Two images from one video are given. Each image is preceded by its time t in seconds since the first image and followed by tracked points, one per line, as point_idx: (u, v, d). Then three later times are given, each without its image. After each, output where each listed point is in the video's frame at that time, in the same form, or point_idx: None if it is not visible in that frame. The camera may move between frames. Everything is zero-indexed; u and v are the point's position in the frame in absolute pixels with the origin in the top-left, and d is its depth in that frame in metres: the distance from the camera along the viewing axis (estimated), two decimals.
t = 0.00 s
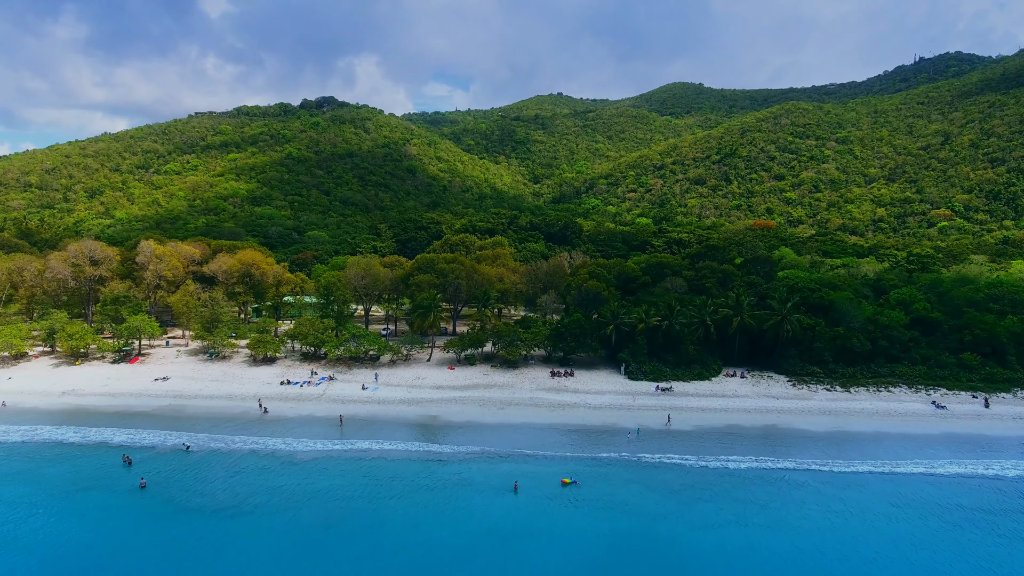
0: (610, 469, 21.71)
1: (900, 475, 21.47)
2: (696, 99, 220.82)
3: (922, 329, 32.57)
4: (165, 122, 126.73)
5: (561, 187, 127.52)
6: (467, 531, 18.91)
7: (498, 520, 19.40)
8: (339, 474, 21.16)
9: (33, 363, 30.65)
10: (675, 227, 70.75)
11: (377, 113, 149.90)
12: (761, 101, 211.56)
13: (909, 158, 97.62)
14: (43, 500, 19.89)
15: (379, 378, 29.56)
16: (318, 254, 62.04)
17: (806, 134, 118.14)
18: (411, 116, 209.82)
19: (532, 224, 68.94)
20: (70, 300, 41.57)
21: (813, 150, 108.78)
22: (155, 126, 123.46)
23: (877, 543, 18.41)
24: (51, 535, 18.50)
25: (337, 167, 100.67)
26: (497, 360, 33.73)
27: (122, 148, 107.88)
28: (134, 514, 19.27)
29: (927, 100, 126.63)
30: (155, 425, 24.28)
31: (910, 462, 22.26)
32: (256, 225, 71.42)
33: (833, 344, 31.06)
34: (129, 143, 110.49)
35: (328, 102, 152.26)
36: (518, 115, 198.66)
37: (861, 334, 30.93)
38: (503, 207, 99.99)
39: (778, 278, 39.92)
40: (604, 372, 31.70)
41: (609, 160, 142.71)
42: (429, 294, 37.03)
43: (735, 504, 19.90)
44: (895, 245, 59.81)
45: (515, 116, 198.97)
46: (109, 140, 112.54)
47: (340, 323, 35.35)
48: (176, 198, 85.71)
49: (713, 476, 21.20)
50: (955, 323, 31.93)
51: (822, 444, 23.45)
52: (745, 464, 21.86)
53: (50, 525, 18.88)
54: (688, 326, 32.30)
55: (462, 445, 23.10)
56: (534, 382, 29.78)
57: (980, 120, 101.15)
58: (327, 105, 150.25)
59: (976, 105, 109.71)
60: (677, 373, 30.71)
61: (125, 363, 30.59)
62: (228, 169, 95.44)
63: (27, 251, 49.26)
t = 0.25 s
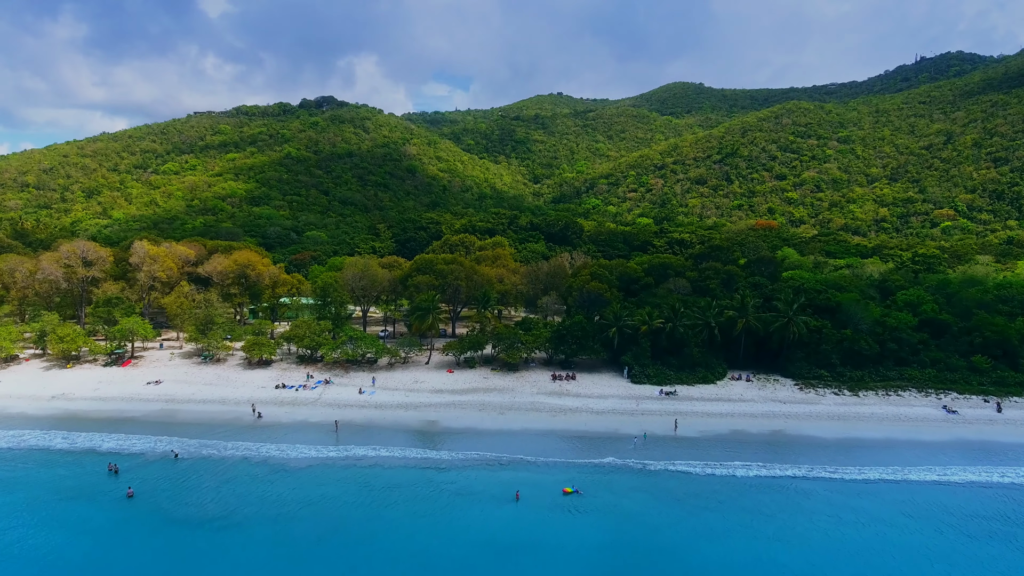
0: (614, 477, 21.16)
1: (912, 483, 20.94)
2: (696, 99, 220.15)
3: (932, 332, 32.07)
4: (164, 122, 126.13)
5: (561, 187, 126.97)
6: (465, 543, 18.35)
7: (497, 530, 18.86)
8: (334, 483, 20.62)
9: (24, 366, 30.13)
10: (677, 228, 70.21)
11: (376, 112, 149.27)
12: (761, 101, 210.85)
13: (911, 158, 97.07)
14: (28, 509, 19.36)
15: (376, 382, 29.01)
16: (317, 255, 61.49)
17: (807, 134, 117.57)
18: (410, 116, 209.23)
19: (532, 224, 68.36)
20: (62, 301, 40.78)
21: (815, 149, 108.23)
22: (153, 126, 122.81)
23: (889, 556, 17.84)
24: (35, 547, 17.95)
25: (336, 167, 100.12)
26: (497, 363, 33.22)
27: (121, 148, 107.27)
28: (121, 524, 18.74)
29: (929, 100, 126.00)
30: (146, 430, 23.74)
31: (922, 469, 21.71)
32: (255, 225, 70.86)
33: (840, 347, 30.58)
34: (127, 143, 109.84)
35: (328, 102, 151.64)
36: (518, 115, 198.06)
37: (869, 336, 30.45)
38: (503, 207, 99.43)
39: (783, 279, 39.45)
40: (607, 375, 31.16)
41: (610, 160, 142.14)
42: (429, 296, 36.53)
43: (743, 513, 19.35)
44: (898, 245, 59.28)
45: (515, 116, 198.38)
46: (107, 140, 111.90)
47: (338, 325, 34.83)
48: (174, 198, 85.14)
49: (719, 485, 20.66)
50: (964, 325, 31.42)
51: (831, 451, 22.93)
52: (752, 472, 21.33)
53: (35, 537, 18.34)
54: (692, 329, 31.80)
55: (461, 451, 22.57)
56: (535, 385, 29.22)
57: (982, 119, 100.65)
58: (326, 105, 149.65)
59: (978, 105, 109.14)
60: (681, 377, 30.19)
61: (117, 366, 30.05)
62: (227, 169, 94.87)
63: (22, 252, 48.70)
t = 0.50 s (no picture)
0: (618, 485, 20.66)
1: (925, 492, 20.41)
2: (696, 99, 219.40)
3: (941, 334, 31.69)
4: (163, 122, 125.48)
5: (561, 187, 126.38)
6: (464, 556, 17.81)
7: (497, 543, 18.30)
8: (331, 492, 20.10)
9: (13, 369, 29.64)
10: (678, 228, 69.62)
11: (376, 112, 148.60)
12: (762, 101, 210.06)
13: (914, 157, 96.43)
14: (14, 519, 18.83)
15: (374, 386, 28.46)
16: (315, 255, 60.92)
17: (808, 134, 117.00)
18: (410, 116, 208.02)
19: (533, 224, 67.77)
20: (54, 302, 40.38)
21: (816, 149, 107.65)
22: (152, 125, 122.15)
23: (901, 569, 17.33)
24: (18, 560, 17.37)
25: (335, 166, 99.55)
26: (496, 364, 32.67)
27: (119, 147, 106.69)
28: (110, 534, 18.22)
29: (931, 99, 125.26)
30: (136, 437, 23.18)
31: (935, 477, 21.18)
32: (253, 224, 70.31)
33: (848, 350, 30.04)
34: (125, 143, 109.20)
35: (327, 101, 150.99)
36: (518, 115, 197.38)
37: (878, 339, 29.92)
38: (503, 208, 98.84)
39: (788, 280, 38.93)
40: (609, 379, 30.59)
41: (610, 160, 141.56)
42: (427, 297, 35.97)
43: (751, 523, 18.81)
44: (902, 245, 58.69)
45: (515, 116, 197.73)
46: (105, 140, 111.25)
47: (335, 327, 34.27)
48: (172, 198, 84.55)
49: (726, 494, 20.12)
50: (974, 327, 30.88)
51: (842, 458, 22.40)
52: (760, 480, 20.82)
53: (20, 548, 17.81)
54: (696, 331, 31.25)
55: (461, 458, 22.06)
56: (536, 390, 28.66)
57: (985, 119, 100.00)
58: (325, 105, 149.05)
59: (981, 104, 108.35)
60: (686, 380, 29.63)
61: (108, 370, 29.49)
62: (225, 169, 94.29)
63: (17, 252, 48.17)
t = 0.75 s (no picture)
0: (623, 495, 20.15)
1: (937, 502, 19.91)
2: (697, 98, 218.71)
3: (951, 337, 31.19)
4: (161, 121, 124.85)
5: (562, 187, 125.78)
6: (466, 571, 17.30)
7: (499, 557, 17.78)
8: (328, 502, 19.58)
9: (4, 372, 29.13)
10: (680, 228, 69.02)
11: (375, 112, 147.96)
12: (762, 100, 209.40)
13: (916, 156, 95.83)
14: None
15: (371, 390, 27.95)
16: (313, 255, 60.35)
17: (810, 133, 116.43)
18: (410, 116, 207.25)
19: (533, 225, 67.21)
20: (46, 305, 39.86)
21: (818, 148, 107.05)
22: (150, 125, 121.49)
23: None
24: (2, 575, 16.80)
25: (334, 166, 98.96)
26: (496, 367, 32.18)
27: (117, 147, 106.09)
28: (97, 548, 17.65)
29: (933, 98, 124.64)
30: (127, 444, 22.65)
31: (948, 487, 20.68)
32: (251, 224, 69.71)
33: (856, 353, 29.56)
34: (123, 142, 108.57)
35: (326, 101, 150.35)
36: (518, 115, 196.68)
37: (886, 342, 29.42)
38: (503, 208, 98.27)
39: (793, 280, 38.41)
40: (612, 383, 30.07)
41: (611, 159, 140.94)
42: (427, 299, 35.48)
43: (760, 534, 18.28)
44: (907, 245, 58.11)
45: (515, 115, 197.05)
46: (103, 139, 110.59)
47: (332, 329, 33.76)
48: (170, 198, 83.95)
49: (734, 504, 19.61)
50: (985, 330, 30.37)
51: (853, 467, 21.89)
52: (769, 490, 20.31)
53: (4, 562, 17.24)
54: (701, 334, 30.74)
55: (462, 466, 21.55)
56: (537, 394, 28.14)
57: (988, 118, 99.42)
58: (325, 105, 148.41)
59: (984, 103, 107.72)
60: (690, 384, 29.11)
61: (100, 374, 28.99)
62: (224, 168, 93.70)
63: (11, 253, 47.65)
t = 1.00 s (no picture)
0: (629, 505, 19.65)
1: (954, 514, 19.38)
2: (698, 98, 217.97)
3: (963, 341, 30.63)
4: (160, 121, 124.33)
5: (563, 188, 125.18)
6: None
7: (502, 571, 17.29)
8: (324, 514, 19.10)
9: None
10: (681, 228, 68.44)
11: (375, 112, 147.37)
12: (763, 100, 208.67)
13: (920, 156, 95.19)
14: None
15: (369, 396, 27.51)
16: (312, 257, 59.82)
17: (812, 133, 115.83)
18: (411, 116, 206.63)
19: (534, 225, 66.65)
20: (39, 308, 39.61)
21: (820, 148, 106.45)
22: (149, 125, 120.93)
23: None
24: None
25: (334, 166, 98.42)
26: (497, 371, 31.71)
27: (116, 147, 105.59)
28: (84, 562, 17.17)
29: (935, 98, 123.94)
30: (119, 452, 22.23)
31: (964, 497, 20.18)
32: (250, 224, 69.16)
33: (865, 357, 29.10)
34: (122, 142, 108.00)
35: (326, 101, 149.79)
36: (518, 115, 195.98)
37: (896, 346, 28.95)
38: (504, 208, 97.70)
39: (798, 283, 37.82)
40: (614, 388, 29.61)
41: (612, 159, 140.33)
42: (426, 301, 35.01)
43: (770, 548, 17.74)
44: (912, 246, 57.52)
45: (515, 115, 196.34)
46: (102, 139, 110.07)
47: (330, 332, 33.32)
48: (169, 198, 83.47)
49: (743, 516, 19.09)
50: (997, 333, 29.76)
51: (864, 475, 21.42)
52: (778, 500, 19.82)
53: None
54: (706, 338, 30.26)
55: (463, 475, 21.07)
56: (538, 400, 27.68)
57: (991, 118, 98.76)
58: (325, 105, 147.89)
59: (988, 103, 107.06)
60: (695, 390, 28.64)
61: (91, 378, 28.60)
62: (223, 169, 93.18)
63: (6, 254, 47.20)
